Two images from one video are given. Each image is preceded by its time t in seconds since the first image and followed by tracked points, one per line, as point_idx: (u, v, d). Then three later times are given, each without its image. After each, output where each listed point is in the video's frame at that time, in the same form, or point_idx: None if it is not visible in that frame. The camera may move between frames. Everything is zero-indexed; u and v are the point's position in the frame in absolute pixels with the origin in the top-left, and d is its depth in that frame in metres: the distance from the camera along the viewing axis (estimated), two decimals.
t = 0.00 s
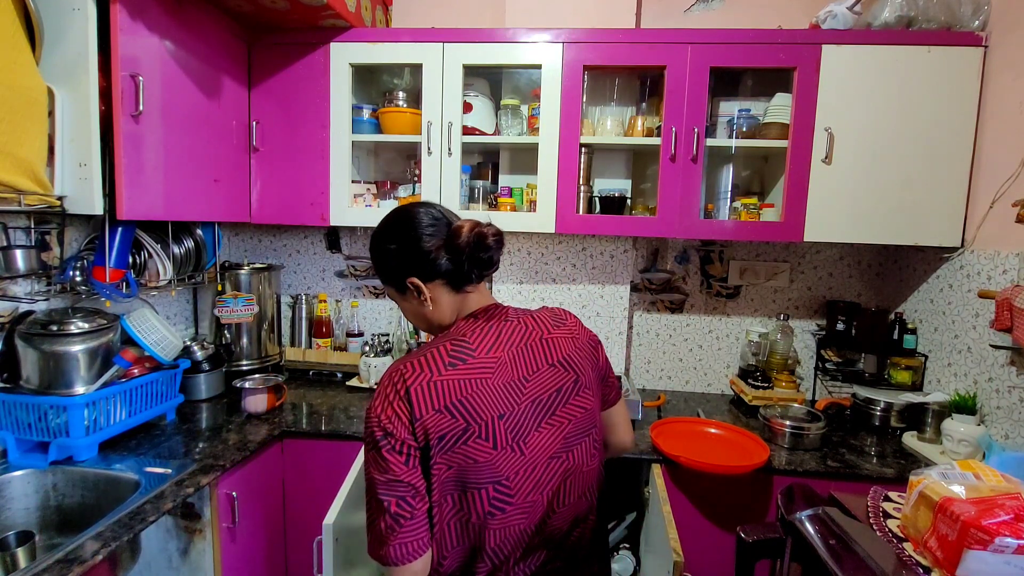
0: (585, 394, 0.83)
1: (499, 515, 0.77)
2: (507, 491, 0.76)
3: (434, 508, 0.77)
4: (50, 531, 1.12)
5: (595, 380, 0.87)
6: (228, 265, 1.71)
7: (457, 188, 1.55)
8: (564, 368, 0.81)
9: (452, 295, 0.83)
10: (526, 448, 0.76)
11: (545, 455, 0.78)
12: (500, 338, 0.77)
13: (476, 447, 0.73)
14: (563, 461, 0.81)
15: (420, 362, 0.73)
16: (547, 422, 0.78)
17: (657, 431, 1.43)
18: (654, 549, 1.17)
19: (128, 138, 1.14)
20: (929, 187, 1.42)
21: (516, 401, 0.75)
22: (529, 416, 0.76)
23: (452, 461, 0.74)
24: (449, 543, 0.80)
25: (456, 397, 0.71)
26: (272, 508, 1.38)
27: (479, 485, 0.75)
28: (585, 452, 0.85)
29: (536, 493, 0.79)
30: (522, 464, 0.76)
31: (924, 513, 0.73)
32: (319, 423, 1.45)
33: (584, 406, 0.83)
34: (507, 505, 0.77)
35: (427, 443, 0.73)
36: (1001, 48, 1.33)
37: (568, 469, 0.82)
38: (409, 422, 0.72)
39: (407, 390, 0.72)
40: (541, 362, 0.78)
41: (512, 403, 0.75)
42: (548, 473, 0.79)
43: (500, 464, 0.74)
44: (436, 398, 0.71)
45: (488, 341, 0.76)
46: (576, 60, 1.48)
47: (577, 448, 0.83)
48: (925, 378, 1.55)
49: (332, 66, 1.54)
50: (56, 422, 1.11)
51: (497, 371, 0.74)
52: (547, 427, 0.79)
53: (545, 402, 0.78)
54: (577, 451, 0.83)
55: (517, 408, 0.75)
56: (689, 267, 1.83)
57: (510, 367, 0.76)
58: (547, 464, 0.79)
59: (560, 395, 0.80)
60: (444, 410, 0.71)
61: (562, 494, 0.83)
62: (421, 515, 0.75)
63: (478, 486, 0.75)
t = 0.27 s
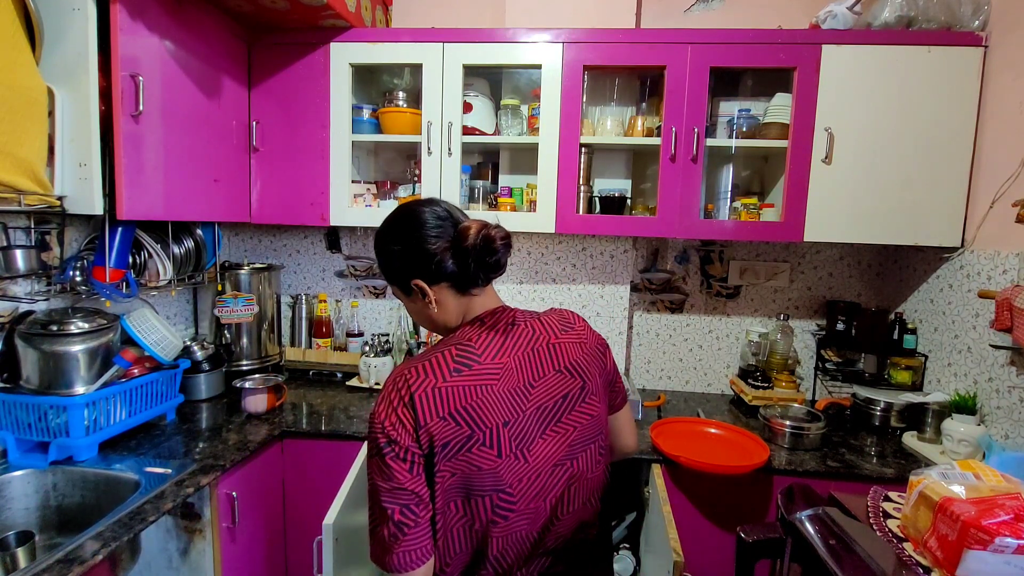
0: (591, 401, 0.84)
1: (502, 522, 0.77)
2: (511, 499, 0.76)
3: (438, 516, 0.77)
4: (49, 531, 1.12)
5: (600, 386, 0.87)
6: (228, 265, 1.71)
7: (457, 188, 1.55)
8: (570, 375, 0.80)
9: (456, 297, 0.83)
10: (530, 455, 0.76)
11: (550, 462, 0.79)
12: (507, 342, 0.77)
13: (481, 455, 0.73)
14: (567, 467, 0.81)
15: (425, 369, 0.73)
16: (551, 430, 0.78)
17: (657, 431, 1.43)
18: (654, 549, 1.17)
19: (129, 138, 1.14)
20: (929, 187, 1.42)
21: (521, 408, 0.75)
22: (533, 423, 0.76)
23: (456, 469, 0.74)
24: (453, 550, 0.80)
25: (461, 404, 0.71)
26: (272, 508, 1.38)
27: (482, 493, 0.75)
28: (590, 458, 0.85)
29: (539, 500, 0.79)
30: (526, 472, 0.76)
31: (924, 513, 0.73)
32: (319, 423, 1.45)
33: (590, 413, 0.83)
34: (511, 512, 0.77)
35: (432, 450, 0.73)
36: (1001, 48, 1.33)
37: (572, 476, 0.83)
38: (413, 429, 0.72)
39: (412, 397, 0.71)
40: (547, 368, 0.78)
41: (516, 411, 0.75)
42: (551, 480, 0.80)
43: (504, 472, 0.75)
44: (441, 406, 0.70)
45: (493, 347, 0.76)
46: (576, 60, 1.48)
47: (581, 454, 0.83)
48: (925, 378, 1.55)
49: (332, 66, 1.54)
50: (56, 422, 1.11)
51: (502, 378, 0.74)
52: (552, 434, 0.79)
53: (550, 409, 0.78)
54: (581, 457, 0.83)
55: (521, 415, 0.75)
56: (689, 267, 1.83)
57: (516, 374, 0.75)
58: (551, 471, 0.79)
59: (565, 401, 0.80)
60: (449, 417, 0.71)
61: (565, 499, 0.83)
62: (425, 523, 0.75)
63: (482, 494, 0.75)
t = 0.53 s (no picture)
0: (588, 401, 0.82)
1: (501, 524, 0.77)
2: (507, 500, 0.76)
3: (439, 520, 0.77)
4: (49, 531, 1.12)
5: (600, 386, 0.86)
6: (228, 265, 1.71)
7: (457, 188, 1.55)
8: (566, 374, 0.80)
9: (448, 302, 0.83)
10: (525, 456, 0.76)
11: (546, 462, 0.78)
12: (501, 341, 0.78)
13: (474, 456, 0.73)
14: (566, 468, 0.81)
15: (418, 373, 0.74)
16: (546, 430, 0.78)
17: (657, 431, 1.43)
18: (654, 549, 1.17)
19: (129, 138, 1.14)
20: (929, 187, 1.42)
21: (514, 408, 0.75)
22: (528, 424, 0.76)
23: (451, 471, 0.74)
24: (454, 553, 0.80)
25: (453, 406, 0.72)
26: (272, 508, 1.38)
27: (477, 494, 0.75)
28: (590, 459, 0.84)
29: (537, 501, 0.79)
30: (522, 472, 0.76)
31: (924, 513, 0.73)
32: (319, 423, 1.45)
33: (588, 412, 0.82)
34: (509, 514, 0.77)
35: (426, 453, 0.74)
36: (1001, 48, 1.33)
37: (572, 476, 0.82)
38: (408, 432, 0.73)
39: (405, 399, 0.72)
40: (541, 368, 0.78)
41: (509, 411, 0.74)
42: (549, 480, 0.79)
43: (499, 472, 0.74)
44: (432, 408, 0.71)
45: (485, 348, 0.76)
46: (576, 60, 1.48)
47: (580, 454, 0.83)
48: (925, 378, 1.55)
49: (332, 66, 1.54)
50: (56, 422, 1.11)
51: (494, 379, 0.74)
52: (548, 433, 0.78)
53: (545, 409, 0.78)
54: (580, 457, 0.82)
55: (515, 415, 0.75)
56: (689, 267, 1.83)
57: (508, 374, 0.75)
58: (548, 472, 0.78)
59: (561, 400, 0.79)
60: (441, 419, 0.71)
61: (565, 500, 0.82)
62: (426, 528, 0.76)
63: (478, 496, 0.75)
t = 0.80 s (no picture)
0: (563, 379, 0.99)
1: (505, 485, 0.84)
2: (508, 460, 0.85)
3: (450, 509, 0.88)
4: (50, 531, 1.11)
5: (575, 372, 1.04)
6: (228, 265, 1.71)
7: (457, 188, 1.55)
8: (538, 364, 1.01)
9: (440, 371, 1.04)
10: (517, 423, 0.88)
11: (539, 427, 0.89)
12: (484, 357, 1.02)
13: (469, 427, 0.87)
14: (558, 433, 0.90)
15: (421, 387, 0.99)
16: (529, 402, 0.92)
17: (657, 431, 1.43)
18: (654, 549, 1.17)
19: (129, 139, 1.14)
20: (929, 188, 1.42)
21: (499, 389, 0.93)
22: (510, 400, 0.91)
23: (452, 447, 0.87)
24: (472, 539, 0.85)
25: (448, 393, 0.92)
26: (272, 508, 1.38)
27: (479, 460, 0.85)
28: (583, 428, 0.94)
29: (537, 463, 0.86)
30: (516, 437, 0.87)
31: (924, 513, 0.73)
32: (319, 423, 1.45)
33: (565, 389, 0.98)
34: (511, 475, 0.84)
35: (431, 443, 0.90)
36: (1001, 48, 1.33)
37: (567, 445, 0.90)
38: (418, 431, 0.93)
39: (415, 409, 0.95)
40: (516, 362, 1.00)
41: (495, 390, 0.92)
42: (544, 443, 0.88)
43: (495, 437, 0.86)
44: (434, 397, 0.93)
45: (471, 357, 1.03)
46: (576, 60, 1.48)
47: (571, 424, 0.93)
48: (925, 378, 1.55)
49: (332, 66, 1.54)
50: (56, 422, 1.11)
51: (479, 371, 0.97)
52: (533, 404, 0.92)
53: (527, 388, 0.94)
54: (570, 423, 0.93)
55: (500, 392, 0.92)
56: (689, 267, 1.83)
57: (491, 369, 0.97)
58: (542, 436, 0.88)
59: (540, 382, 0.96)
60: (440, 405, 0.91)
61: (567, 467, 0.89)
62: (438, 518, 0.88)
63: (479, 461, 0.85)
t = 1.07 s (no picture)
0: (576, 379, 1.08)
1: (524, 458, 0.89)
2: (526, 435, 0.91)
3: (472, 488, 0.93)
4: (50, 531, 1.11)
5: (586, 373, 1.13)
6: (228, 265, 1.71)
7: (457, 188, 1.55)
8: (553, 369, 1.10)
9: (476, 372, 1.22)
10: (534, 406, 0.96)
11: (555, 410, 0.96)
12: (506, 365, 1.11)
13: (491, 410, 0.96)
14: (573, 416, 0.97)
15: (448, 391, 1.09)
16: (547, 391, 1.00)
17: (657, 431, 1.43)
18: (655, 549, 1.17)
19: (129, 138, 1.14)
20: (929, 187, 1.42)
21: (518, 383, 1.02)
22: (528, 389, 1.00)
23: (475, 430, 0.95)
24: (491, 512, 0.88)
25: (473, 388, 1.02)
26: (273, 508, 1.38)
27: (500, 436, 0.92)
28: (595, 415, 1.00)
29: (553, 439, 0.92)
30: (533, 417, 0.94)
31: (924, 513, 0.73)
32: (319, 423, 1.45)
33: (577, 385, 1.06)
34: (529, 448, 0.90)
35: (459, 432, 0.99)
36: (1002, 48, 1.33)
37: (580, 426, 0.96)
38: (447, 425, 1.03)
39: (444, 408, 1.06)
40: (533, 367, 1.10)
41: (514, 383, 1.01)
42: (559, 422, 0.94)
43: (515, 416, 0.93)
44: (459, 393, 1.03)
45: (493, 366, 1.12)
46: (576, 60, 1.48)
47: (585, 411, 0.99)
48: (925, 378, 1.55)
49: (332, 66, 1.54)
50: (56, 422, 1.11)
51: (500, 372, 1.07)
52: (549, 394, 1.00)
53: (544, 383, 1.03)
54: (583, 410, 0.99)
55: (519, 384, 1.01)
56: (689, 267, 1.83)
57: (511, 371, 1.07)
58: (558, 417, 0.95)
59: (556, 380, 1.04)
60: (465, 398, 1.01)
61: (582, 444, 0.93)
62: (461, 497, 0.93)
63: (500, 436, 0.91)
